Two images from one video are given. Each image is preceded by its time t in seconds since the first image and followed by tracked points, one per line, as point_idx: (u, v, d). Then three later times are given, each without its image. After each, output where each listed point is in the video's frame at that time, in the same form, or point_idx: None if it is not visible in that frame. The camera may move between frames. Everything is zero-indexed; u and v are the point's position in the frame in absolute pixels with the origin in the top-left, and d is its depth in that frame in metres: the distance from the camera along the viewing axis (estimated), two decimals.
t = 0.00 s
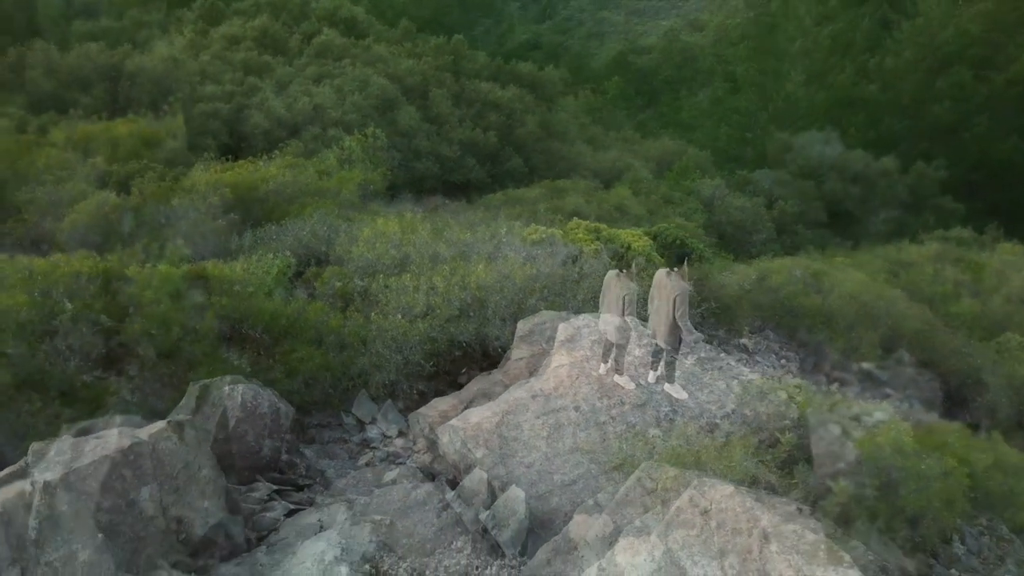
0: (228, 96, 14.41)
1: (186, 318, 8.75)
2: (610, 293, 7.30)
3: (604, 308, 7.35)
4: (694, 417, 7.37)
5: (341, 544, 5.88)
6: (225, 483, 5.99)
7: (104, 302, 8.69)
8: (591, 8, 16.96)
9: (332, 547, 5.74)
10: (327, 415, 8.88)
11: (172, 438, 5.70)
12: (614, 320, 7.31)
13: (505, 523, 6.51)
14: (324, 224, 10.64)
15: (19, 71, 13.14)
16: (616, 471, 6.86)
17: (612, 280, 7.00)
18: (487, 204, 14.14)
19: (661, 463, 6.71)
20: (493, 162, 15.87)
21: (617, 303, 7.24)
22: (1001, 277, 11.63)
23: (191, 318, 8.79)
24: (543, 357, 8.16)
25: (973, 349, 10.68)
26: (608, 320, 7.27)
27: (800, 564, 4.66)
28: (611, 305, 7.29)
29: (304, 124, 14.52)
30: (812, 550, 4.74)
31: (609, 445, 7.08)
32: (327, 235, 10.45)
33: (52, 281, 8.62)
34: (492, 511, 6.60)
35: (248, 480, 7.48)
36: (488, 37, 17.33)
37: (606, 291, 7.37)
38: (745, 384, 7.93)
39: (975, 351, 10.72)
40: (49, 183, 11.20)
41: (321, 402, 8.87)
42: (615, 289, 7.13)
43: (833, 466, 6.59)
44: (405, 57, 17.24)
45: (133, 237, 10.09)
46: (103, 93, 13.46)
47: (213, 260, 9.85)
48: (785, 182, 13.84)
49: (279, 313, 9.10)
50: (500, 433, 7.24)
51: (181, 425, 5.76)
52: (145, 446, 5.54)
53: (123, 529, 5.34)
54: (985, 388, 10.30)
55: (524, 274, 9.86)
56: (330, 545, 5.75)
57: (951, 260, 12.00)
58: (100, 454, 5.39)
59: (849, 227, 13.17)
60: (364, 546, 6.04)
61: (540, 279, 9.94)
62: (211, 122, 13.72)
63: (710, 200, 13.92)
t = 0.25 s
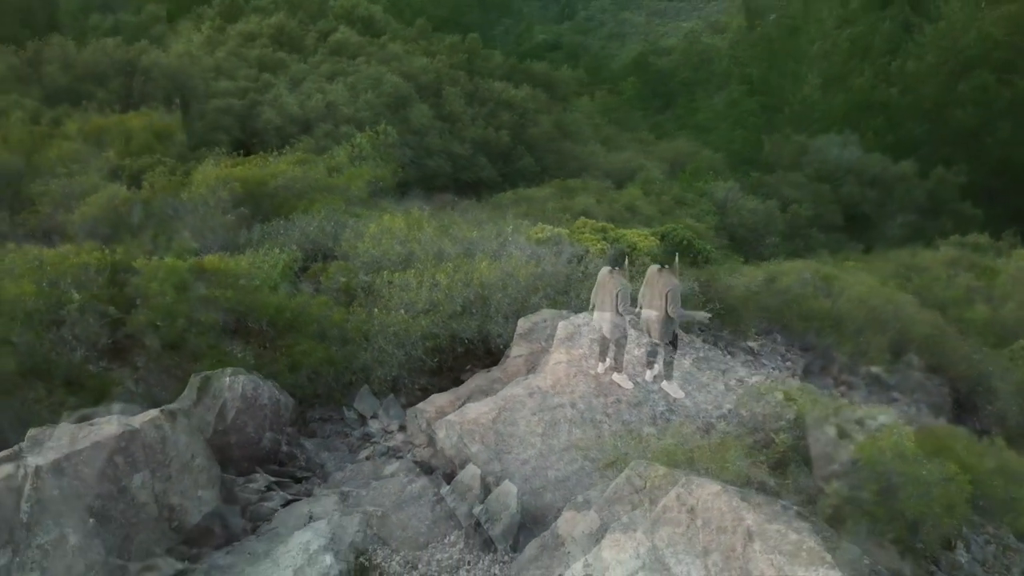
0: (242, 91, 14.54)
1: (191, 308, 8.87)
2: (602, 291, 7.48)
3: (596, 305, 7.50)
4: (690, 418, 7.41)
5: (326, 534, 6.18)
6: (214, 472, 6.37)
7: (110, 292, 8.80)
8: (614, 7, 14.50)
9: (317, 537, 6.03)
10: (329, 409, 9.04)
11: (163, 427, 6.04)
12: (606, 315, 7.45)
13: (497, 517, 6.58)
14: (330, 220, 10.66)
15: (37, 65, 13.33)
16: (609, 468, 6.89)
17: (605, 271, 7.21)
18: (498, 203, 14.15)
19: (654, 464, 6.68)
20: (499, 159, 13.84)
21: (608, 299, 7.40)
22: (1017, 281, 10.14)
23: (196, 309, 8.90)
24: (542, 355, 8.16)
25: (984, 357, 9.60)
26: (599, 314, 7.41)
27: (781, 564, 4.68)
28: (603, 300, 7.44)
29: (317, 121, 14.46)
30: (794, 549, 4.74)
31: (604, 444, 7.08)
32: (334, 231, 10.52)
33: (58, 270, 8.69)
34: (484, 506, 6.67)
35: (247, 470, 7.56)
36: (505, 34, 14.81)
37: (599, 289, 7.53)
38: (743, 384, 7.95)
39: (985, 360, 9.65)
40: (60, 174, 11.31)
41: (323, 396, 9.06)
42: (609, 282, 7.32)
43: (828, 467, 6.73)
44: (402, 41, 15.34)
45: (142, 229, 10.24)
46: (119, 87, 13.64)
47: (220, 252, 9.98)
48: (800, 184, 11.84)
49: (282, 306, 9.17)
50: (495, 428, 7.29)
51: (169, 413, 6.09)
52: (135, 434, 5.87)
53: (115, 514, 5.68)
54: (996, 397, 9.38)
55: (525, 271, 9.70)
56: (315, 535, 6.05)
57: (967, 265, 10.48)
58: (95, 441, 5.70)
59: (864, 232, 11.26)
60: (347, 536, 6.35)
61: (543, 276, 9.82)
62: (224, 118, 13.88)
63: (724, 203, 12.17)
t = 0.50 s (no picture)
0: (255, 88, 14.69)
1: (194, 300, 8.97)
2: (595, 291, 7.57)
3: (591, 305, 7.57)
4: (686, 417, 7.44)
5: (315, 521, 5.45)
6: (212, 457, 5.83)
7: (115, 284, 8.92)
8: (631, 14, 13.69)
9: (302, 526, 5.32)
10: (331, 404, 9.03)
11: (159, 411, 5.50)
12: (602, 314, 7.51)
13: (488, 512, 6.67)
14: (336, 218, 10.77)
15: (54, 61, 13.65)
16: (602, 465, 6.85)
17: (598, 270, 7.32)
18: (505, 206, 14.23)
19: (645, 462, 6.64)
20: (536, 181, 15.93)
21: (602, 299, 7.48)
22: None
23: (200, 301, 9.00)
24: (540, 352, 8.16)
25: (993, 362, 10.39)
26: (596, 314, 7.47)
27: (762, 564, 4.71)
28: (597, 300, 7.52)
29: (328, 118, 14.60)
30: (775, 549, 4.76)
31: (598, 441, 7.04)
32: (338, 228, 10.62)
33: (65, 264, 8.84)
34: (476, 500, 6.75)
35: (246, 461, 7.65)
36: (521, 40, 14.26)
37: (592, 290, 7.62)
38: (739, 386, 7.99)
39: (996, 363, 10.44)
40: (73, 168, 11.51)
41: (325, 389, 9.09)
42: (602, 281, 7.41)
43: (822, 467, 6.99)
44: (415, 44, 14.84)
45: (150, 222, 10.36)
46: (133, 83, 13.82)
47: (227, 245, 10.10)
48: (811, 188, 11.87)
49: (285, 300, 9.25)
50: (491, 424, 7.30)
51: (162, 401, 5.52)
52: (126, 421, 5.30)
53: (106, 502, 5.15)
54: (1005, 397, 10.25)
55: (527, 271, 9.83)
56: (300, 524, 5.34)
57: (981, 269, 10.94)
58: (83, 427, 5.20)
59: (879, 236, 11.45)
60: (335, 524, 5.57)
61: (546, 276, 9.96)
62: (235, 113, 13.91)
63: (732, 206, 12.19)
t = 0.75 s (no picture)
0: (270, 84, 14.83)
1: (201, 292, 9.07)
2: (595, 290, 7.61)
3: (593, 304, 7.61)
4: (684, 418, 7.49)
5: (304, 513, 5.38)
6: (207, 448, 5.88)
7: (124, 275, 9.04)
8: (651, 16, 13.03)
9: (291, 516, 5.25)
10: (334, 398, 9.10)
11: (153, 401, 5.56)
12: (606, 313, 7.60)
13: (483, 507, 6.72)
14: (345, 214, 10.86)
15: (73, 55, 13.93)
16: (597, 462, 6.86)
17: (597, 272, 7.36)
18: (515, 205, 14.29)
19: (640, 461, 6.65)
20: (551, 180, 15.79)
21: (603, 298, 7.55)
22: None
23: (207, 293, 9.10)
24: (540, 349, 8.21)
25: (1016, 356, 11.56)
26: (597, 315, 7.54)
27: (745, 564, 4.72)
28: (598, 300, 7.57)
29: (342, 115, 14.66)
30: (758, 549, 4.78)
31: (597, 438, 7.06)
32: (346, 223, 10.72)
33: (75, 255, 8.97)
34: (471, 496, 6.81)
35: (247, 452, 7.69)
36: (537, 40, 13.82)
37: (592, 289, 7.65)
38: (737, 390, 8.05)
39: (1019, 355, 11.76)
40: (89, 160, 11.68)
41: (329, 383, 9.18)
42: (600, 283, 7.46)
43: (819, 470, 7.03)
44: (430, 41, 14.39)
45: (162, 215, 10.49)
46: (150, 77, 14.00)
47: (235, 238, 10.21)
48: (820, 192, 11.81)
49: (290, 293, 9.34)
50: (488, 420, 7.35)
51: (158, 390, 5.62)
52: (121, 408, 5.39)
53: (100, 487, 5.24)
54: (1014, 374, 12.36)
55: (532, 270, 9.91)
56: (288, 514, 5.25)
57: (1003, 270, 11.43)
58: (78, 415, 5.25)
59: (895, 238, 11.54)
60: (326, 515, 5.47)
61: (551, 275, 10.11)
62: (250, 109, 13.97)
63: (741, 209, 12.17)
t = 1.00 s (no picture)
0: (285, 81, 14.93)
1: (208, 286, 9.16)
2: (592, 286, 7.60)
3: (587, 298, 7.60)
4: (682, 419, 7.49)
5: (294, 505, 5.41)
6: (204, 439, 5.94)
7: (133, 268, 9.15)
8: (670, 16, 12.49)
9: (279, 509, 5.26)
10: (338, 393, 9.25)
11: (148, 392, 5.62)
12: (597, 310, 7.58)
13: (477, 502, 6.74)
14: (353, 212, 10.94)
15: (92, 51, 14.10)
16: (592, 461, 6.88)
17: (596, 268, 7.35)
18: (526, 205, 14.32)
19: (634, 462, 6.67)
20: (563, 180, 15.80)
21: (596, 294, 7.53)
22: None
23: (214, 287, 9.18)
24: (541, 348, 8.24)
25: None
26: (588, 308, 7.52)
27: (728, 565, 4.72)
28: (593, 295, 7.56)
29: (356, 112, 14.71)
30: (742, 551, 4.76)
31: (594, 437, 7.09)
32: (355, 221, 10.79)
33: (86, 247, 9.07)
34: (465, 491, 6.83)
35: (248, 445, 7.78)
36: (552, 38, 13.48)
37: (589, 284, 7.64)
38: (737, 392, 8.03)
39: None
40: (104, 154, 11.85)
41: (333, 379, 9.28)
42: (595, 280, 7.45)
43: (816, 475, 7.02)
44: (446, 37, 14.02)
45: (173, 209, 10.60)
46: (167, 73, 14.13)
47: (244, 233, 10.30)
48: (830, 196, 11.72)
49: (295, 288, 9.40)
50: (486, 418, 7.39)
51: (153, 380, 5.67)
52: (114, 398, 5.46)
53: (94, 475, 5.31)
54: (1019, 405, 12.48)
55: (537, 268, 9.91)
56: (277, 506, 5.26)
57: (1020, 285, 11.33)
58: (73, 403, 5.33)
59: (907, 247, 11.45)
60: (316, 508, 5.49)
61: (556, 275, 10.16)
62: (264, 105, 14.05)
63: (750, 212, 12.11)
